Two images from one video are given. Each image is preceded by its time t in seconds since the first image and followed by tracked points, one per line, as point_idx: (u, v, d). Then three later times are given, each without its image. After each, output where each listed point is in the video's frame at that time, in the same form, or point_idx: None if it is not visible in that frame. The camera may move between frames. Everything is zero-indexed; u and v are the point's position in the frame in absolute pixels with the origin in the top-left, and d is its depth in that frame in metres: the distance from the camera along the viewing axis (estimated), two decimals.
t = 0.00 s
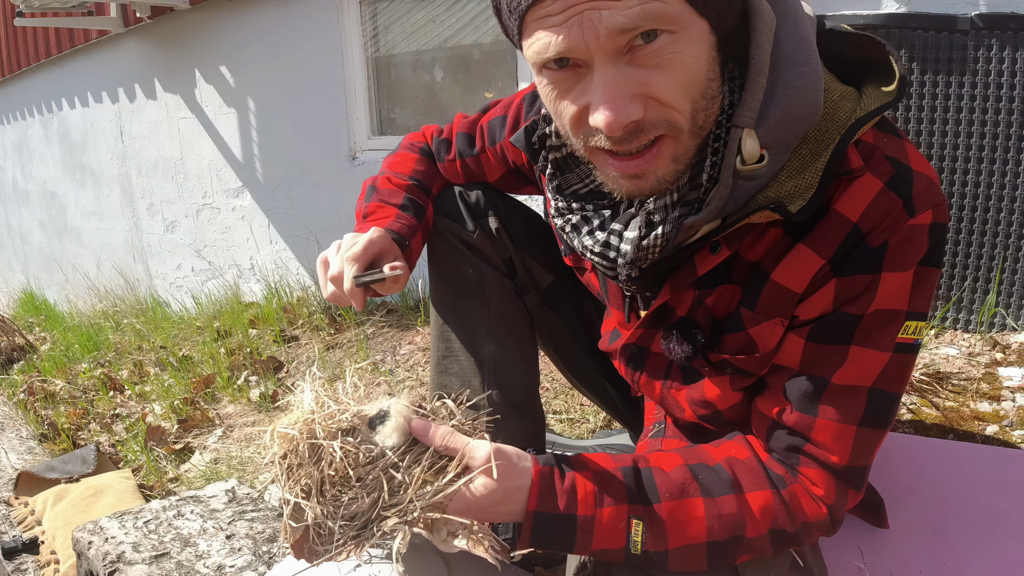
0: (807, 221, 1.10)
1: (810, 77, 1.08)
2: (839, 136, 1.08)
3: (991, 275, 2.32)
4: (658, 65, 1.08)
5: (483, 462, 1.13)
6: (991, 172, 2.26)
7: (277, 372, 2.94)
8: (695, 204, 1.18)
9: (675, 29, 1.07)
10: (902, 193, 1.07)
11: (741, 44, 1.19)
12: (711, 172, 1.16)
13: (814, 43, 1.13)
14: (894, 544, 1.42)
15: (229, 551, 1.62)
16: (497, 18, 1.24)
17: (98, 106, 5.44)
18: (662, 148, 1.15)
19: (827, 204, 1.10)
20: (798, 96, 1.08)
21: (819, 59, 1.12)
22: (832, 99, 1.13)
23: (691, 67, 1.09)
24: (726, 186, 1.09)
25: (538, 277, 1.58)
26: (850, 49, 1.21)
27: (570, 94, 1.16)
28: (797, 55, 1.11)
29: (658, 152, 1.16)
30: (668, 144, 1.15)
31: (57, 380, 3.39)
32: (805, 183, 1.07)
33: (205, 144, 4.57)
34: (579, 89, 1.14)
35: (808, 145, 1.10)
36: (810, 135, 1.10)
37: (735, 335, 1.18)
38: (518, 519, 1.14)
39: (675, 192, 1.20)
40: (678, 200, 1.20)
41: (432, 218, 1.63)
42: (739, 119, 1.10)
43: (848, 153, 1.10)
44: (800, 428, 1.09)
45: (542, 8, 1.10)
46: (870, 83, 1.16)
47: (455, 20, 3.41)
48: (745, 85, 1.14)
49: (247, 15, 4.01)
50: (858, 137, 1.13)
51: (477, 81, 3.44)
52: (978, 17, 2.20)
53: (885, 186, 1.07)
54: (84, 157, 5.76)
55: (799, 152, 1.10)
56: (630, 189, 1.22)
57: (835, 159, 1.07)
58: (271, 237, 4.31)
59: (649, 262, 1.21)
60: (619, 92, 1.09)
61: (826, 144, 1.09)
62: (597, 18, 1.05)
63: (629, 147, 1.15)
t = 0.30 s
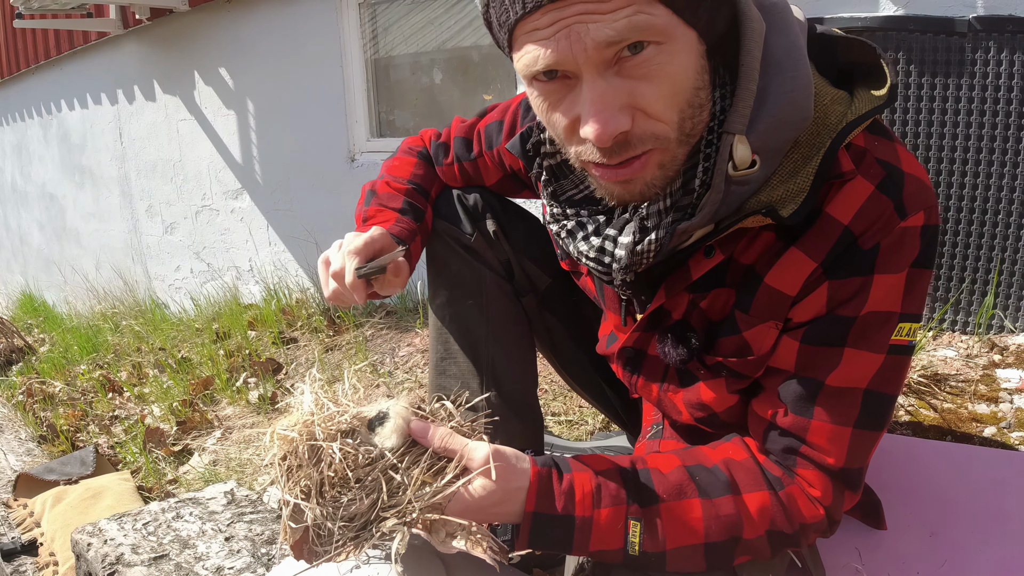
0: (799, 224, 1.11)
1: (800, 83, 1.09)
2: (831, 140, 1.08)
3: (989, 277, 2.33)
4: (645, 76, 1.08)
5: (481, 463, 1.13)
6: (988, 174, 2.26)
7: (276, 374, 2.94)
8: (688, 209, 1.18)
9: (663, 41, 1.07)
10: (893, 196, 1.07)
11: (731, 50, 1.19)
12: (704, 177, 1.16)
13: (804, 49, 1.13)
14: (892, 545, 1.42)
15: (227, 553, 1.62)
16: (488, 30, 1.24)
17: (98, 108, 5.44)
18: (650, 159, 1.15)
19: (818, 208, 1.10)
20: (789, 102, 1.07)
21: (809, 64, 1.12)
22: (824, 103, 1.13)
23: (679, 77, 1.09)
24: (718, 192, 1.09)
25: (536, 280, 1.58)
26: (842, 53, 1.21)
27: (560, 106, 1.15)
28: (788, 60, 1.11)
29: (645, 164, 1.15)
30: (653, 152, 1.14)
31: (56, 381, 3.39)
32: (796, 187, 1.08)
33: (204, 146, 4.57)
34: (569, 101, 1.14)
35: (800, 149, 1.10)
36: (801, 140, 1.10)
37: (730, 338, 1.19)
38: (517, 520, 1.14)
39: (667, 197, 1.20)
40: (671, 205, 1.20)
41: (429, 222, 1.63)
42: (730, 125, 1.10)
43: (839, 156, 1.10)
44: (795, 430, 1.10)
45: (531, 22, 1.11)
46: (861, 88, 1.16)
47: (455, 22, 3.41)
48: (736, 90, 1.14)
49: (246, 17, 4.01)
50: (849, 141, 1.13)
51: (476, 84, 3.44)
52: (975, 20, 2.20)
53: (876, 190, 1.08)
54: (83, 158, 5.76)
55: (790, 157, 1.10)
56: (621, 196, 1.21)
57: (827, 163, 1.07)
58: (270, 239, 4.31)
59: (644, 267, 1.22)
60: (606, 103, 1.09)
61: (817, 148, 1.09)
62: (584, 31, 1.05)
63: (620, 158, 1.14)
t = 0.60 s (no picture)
0: (797, 227, 1.10)
1: (799, 86, 1.08)
2: (829, 142, 1.08)
3: (989, 279, 2.33)
4: (609, 103, 1.08)
5: (482, 464, 1.12)
6: (988, 176, 2.26)
7: (275, 376, 2.94)
8: (687, 212, 1.16)
9: (629, 68, 1.06)
10: (892, 197, 1.07)
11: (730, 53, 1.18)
12: (702, 180, 1.14)
13: (803, 52, 1.12)
14: (893, 547, 1.42)
15: (225, 556, 1.61)
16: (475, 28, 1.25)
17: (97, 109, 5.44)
18: (616, 175, 1.18)
19: (817, 209, 1.10)
20: (787, 105, 1.07)
21: (808, 66, 1.12)
22: (823, 105, 1.12)
23: (647, 101, 1.09)
24: (718, 194, 1.08)
25: (536, 282, 1.58)
26: (842, 55, 1.20)
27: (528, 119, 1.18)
28: (787, 62, 1.11)
29: (609, 179, 1.19)
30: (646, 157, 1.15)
31: (54, 383, 3.38)
32: (794, 190, 1.07)
33: (203, 147, 4.57)
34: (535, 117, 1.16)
35: (798, 151, 1.10)
36: (800, 142, 1.10)
37: (728, 341, 1.18)
38: (518, 521, 1.13)
39: (666, 199, 1.18)
40: (669, 207, 1.18)
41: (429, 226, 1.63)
42: (730, 128, 1.09)
43: (837, 158, 1.09)
44: (794, 432, 1.10)
45: (499, 41, 1.11)
46: (861, 89, 1.16)
47: (455, 23, 3.37)
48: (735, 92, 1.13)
49: (246, 18, 4.01)
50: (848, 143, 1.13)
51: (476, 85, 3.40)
52: (976, 21, 2.20)
53: (875, 191, 1.07)
54: (82, 160, 5.75)
55: (785, 163, 1.10)
56: (588, 204, 1.26)
57: (826, 165, 1.07)
58: (269, 241, 4.31)
59: (643, 269, 1.22)
60: (567, 128, 1.11)
61: (817, 150, 1.09)
62: (545, 61, 1.06)
63: (581, 173, 1.18)
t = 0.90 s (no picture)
0: (796, 230, 1.10)
1: (797, 89, 1.07)
2: (828, 145, 1.07)
3: (990, 280, 2.32)
4: (562, 124, 1.08)
5: (486, 469, 1.12)
6: (988, 178, 2.26)
7: (274, 377, 2.93)
8: (684, 215, 1.15)
9: (578, 95, 1.05)
10: (892, 199, 1.07)
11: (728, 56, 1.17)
12: (699, 184, 1.13)
13: (800, 55, 1.11)
14: (895, 549, 1.41)
15: (225, 558, 1.61)
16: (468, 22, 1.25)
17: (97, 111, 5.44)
18: (575, 184, 1.19)
19: (816, 213, 1.09)
20: (785, 109, 1.06)
21: (806, 69, 1.11)
22: (821, 108, 1.12)
23: (598, 125, 1.08)
24: (716, 199, 1.07)
25: (537, 283, 1.57)
26: (841, 57, 1.20)
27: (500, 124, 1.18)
28: (785, 66, 1.10)
29: (570, 187, 1.20)
30: (629, 166, 1.14)
31: (53, 384, 3.37)
32: (792, 194, 1.07)
33: (203, 148, 4.56)
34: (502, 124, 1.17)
35: (797, 154, 1.09)
36: (798, 145, 1.09)
37: (728, 344, 1.17)
38: (519, 527, 1.13)
39: (665, 203, 1.17)
40: (667, 211, 1.17)
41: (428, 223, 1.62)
42: (727, 132, 1.08)
43: (836, 161, 1.09)
44: (795, 435, 1.09)
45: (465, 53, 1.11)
46: (860, 92, 1.16)
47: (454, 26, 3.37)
48: (732, 96, 1.12)
49: (245, 19, 4.01)
50: (847, 145, 1.12)
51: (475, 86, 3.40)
52: (976, 22, 2.20)
53: (875, 193, 1.07)
54: (82, 161, 5.74)
55: (787, 163, 1.09)
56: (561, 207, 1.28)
57: (825, 168, 1.07)
58: (269, 242, 4.30)
59: (642, 271, 1.21)
60: (518, 140, 1.11)
61: (814, 153, 1.08)
62: (496, 83, 1.06)
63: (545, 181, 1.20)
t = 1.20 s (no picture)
0: (803, 232, 1.10)
1: (803, 91, 1.06)
2: (834, 147, 1.07)
3: (992, 280, 2.32)
4: (568, 126, 1.08)
5: (490, 470, 1.12)
6: (990, 179, 2.26)
7: (276, 378, 2.92)
8: (689, 217, 1.15)
9: (585, 99, 1.06)
10: (899, 201, 1.07)
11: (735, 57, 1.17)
12: (705, 186, 1.12)
13: (807, 57, 1.11)
14: (897, 550, 1.41)
15: (227, 559, 1.61)
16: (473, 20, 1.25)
17: (98, 111, 5.44)
18: (578, 186, 1.19)
19: (822, 215, 1.09)
20: (792, 111, 1.05)
21: (812, 72, 1.10)
22: (827, 109, 1.11)
23: (602, 130, 1.09)
24: (721, 202, 1.07)
25: (539, 283, 1.57)
26: (847, 58, 1.20)
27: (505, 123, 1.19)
28: (791, 68, 1.09)
29: (572, 188, 1.20)
30: (632, 172, 1.16)
31: (54, 384, 3.37)
32: (798, 196, 1.07)
33: (204, 148, 4.56)
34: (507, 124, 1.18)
35: (803, 156, 1.08)
36: (805, 147, 1.09)
37: (733, 345, 1.18)
38: (520, 528, 1.12)
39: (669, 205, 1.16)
40: (672, 213, 1.16)
41: (422, 196, 1.67)
42: (733, 135, 1.07)
43: (842, 163, 1.09)
44: (799, 436, 1.09)
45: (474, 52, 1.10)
46: (865, 93, 1.15)
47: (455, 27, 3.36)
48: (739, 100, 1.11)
49: (247, 20, 4.01)
50: (854, 147, 1.12)
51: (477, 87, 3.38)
52: (978, 23, 2.20)
53: (881, 195, 1.08)
54: (83, 161, 5.75)
55: (793, 164, 1.08)
56: (565, 210, 1.28)
57: (831, 170, 1.06)
58: (270, 242, 4.30)
59: (647, 272, 1.21)
60: (523, 140, 1.12)
61: (821, 155, 1.08)
62: (502, 85, 1.07)
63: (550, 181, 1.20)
